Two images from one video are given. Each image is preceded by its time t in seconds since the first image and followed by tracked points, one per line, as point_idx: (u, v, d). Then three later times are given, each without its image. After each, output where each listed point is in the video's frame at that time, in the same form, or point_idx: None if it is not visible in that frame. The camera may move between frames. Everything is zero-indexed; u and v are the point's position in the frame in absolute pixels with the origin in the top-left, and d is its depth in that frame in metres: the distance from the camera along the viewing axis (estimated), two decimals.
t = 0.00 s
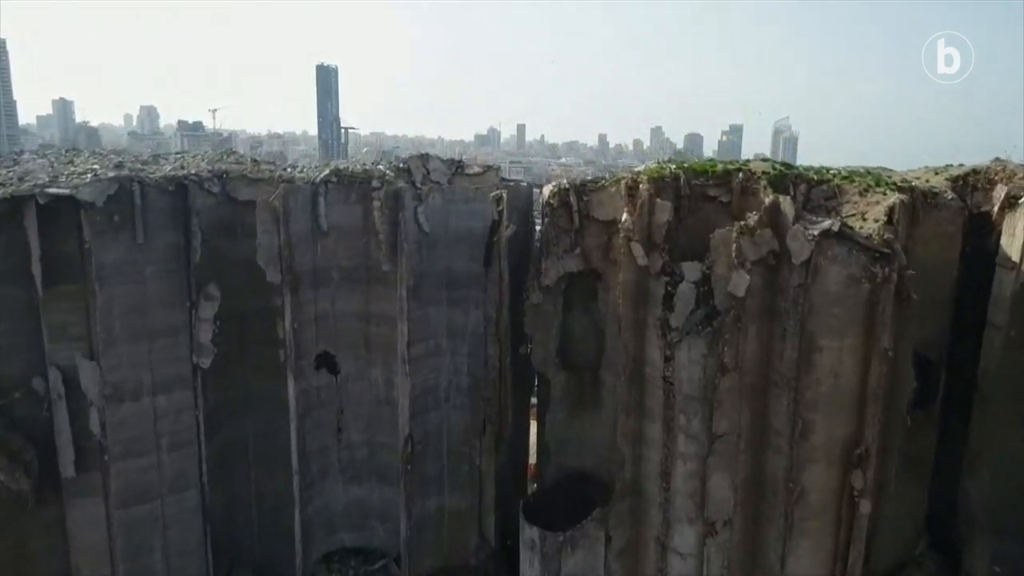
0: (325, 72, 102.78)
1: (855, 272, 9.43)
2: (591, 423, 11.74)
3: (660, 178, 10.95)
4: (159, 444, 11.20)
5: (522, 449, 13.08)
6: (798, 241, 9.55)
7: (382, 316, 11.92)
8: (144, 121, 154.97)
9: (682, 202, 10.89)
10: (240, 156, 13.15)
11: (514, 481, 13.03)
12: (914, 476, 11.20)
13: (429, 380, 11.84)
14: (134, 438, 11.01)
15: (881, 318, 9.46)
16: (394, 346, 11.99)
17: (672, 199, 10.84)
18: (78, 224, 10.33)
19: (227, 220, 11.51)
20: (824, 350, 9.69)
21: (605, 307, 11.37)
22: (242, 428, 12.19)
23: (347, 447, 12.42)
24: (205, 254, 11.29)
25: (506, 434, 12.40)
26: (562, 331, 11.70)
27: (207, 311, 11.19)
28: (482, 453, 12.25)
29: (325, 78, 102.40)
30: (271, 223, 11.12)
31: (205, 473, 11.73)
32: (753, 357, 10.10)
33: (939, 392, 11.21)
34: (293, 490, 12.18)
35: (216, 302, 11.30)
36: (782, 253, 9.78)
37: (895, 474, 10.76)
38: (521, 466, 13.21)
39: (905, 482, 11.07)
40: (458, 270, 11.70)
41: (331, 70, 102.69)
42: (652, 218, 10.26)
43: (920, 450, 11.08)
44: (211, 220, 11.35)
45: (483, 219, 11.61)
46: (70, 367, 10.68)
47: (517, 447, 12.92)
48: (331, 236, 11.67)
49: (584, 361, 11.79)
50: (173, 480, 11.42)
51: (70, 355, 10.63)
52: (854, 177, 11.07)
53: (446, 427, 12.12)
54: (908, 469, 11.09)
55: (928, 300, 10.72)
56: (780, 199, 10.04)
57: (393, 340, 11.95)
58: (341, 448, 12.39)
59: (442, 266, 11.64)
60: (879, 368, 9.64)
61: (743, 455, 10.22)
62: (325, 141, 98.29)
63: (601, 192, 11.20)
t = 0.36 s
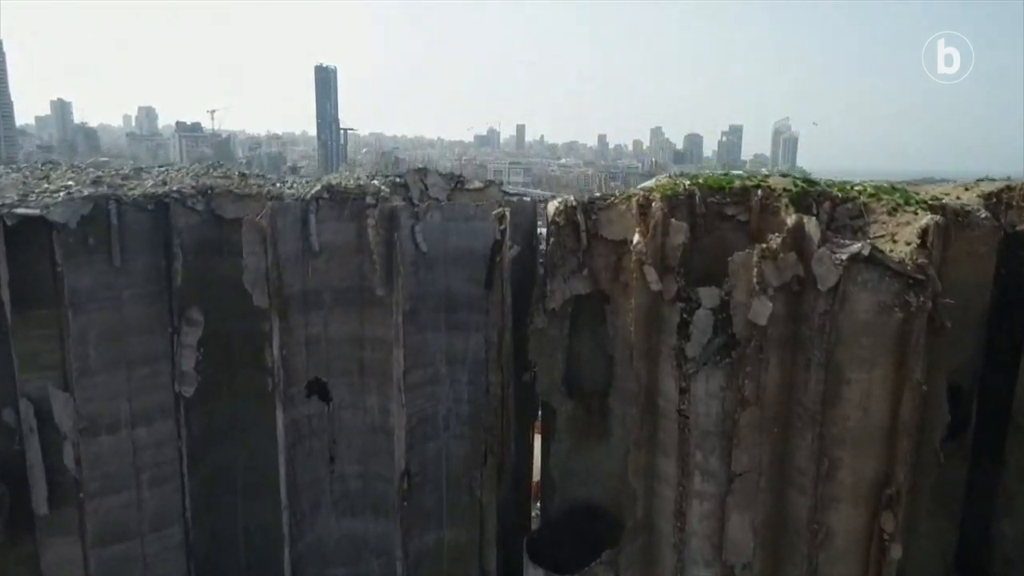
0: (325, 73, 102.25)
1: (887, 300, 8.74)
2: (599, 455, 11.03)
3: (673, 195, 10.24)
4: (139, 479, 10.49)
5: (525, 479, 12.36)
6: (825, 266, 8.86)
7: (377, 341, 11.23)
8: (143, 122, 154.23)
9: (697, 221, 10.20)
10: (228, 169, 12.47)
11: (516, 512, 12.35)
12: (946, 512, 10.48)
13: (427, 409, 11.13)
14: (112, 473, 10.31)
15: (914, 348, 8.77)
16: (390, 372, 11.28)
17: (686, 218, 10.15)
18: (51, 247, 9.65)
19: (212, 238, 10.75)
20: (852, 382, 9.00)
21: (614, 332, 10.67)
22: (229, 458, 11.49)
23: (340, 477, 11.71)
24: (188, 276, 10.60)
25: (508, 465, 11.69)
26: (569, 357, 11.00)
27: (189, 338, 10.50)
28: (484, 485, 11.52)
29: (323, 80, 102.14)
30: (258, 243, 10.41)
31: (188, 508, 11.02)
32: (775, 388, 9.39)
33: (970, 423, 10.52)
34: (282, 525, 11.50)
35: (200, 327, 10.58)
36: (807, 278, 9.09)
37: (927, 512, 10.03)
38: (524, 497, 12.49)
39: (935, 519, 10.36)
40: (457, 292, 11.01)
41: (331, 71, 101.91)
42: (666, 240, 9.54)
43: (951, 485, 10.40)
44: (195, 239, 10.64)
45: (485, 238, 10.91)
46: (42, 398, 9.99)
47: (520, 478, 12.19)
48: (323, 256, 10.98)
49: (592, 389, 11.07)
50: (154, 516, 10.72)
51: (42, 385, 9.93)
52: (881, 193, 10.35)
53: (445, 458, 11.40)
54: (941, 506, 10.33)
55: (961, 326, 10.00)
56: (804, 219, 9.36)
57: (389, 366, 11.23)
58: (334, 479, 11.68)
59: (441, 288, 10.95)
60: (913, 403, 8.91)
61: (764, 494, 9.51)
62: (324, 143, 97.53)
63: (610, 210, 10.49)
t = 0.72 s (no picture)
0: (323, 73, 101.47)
1: (923, 332, 8.06)
2: (608, 491, 10.33)
3: (689, 215, 9.55)
4: (116, 520, 9.79)
5: (528, 512, 11.66)
6: (855, 295, 8.19)
7: (371, 368, 10.53)
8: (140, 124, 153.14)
9: (714, 243, 9.52)
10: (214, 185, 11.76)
11: (519, 546, 11.64)
12: (980, 553, 9.79)
13: (425, 441, 10.43)
14: (86, 514, 9.61)
15: (952, 385, 8.09)
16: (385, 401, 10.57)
17: (701, 239, 9.48)
18: (19, 273, 8.95)
19: (194, 261, 10.11)
20: (884, 420, 8.32)
21: (624, 360, 10.00)
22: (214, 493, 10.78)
23: (333, 512, 11.00)
24: (168, 301, 9.89)
25: (511, 499, 10.99)
26: (576, 386, 10.29)
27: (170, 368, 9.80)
28: (485, 520, 10.82)
29: (321, 82, 101.43)
30: (244, 267, 9.71)
31: (170, 548, 10.32)
32: (800, 425, 8.70)
33: (1005, 457, 9.83)
34: (269, 564, 10.80)
35: (182, 356, 9.94)
36: (835, 307, 8.43)
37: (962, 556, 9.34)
38: (528, 530, 11.79)
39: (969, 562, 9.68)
40: (457, 317, 10.32)
41: (329, 72, 101.10)
42: (682, 265, 8.86)
43: (985, 524, 9.71)
44: (176, 261, 9.94)
45: (486, 260, 10.21)
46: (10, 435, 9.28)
47: (523, 511, 11.50)
48: (314, 278, 10.27)
49: (600, 419, 10.39)
50: (132, 558, 10.01)
51: (11, 421, 9.23)
52: (911, 212, 9.66)
53: (444, 493, 10.70)
54: (974, 546, 9.66)
55: (998, 355, 9.31)
56: (831, 243, 8.68)
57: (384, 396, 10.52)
58: (326, 514, 10.96)
59: (439, 312, 10.26)
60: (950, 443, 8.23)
61: (787, 538, 8.83)
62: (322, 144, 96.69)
63: (621, 230, 9.80)
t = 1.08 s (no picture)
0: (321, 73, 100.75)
1: (965, 371, 7.37)
2: (619, 531, 9.65)
3: (707, 239, 8.85)
4: (90, 565, 9.10)
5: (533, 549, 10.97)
6: (890, 330, 7.52)
7: (365, 399, 9.85)
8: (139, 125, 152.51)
9: (732, 269, 8.89)
10: (199, 202, 11.12)
11: None
12: None
13: (422, 478, 9.75)
14: (57, 561, 8.91)
15: (996, 428, 7.39)
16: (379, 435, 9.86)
17: (719, 265, 8.81)
18: None
19: (175, 286, 9.48)
20: (921, 465, 7.63)
21: (635, 392, 9.34)
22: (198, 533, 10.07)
23: (325, 552, 10.30)
24: (147, 329, 9.20)
25: (514, 537, 10.30)
26: (583, 419, 9.61)
27: (148, 402, 9.10)
28: (487, 561, 10.14)
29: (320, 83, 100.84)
30: (227, 294, 9.02)
31: None
32: (828, 467, 8.04)
33: None
34: None
35: (161, 390, 9.21)
36: (867, 342, 7.75)
37: None
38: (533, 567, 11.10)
39: None
40: (456, 345, 9.66)
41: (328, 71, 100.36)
42: (699, 295, 8.20)
43: None
44: (155, 287, 9.27)
45: (488, 285, 9.53)
46: None
47: (528, 548, 10.81)
48: (303, 304, 9.61)
49: (610, 454, 9.71)
50: None
51: None
52: (944, 234, 9.00)
53: (442, 532, 10.02)
54: None
55: None
56: (862, 271, 7.99)
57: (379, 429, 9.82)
58: (318, 553, 10.26)
59: (437, 340, 9.61)
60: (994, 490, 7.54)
61: None
62: (321, 146, 96.04)
63: (632, 254, 9.15)
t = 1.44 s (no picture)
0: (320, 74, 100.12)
1: (1012, 416, 6.67)
2: None
3: (727, 266, 8.20)
4: None
5: None
6: (929, 371, 6.84)
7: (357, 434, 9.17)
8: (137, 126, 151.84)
9: (755, 298, 8.25)
10: (182, 220, 10.50)
11: None
12: None
13: (419, 518, 9.10)
14: None
15: None
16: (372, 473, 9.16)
17: (740, 295, 8.17)
18: None
19: (153, 315, 8.90)
20: (965, 519, 6.89)
21: (649, 429, 8.69)
22: None
23: None
24: (122, 363, 8.52)
25: None
26: (593, 457, 8.93)
27: (123, 441, 8.41)
28: None
29: (320, 83, 100.15)
30: (207, 325, 8.26)
31: None
32: (860, 516, 7.45)
33: None
34: None
35: (138, 428, 8.54)
36: (905, 384, 7.14)
37: None
38: None
39: None
40: (455, 377, 9.03)
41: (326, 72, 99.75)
42: (720, 329, 7.53)
43: None
44: (131, 316, 8.64)
45: (490, 313, 8.87)
46: None
47: None
48: (291, 334, 8.96)
49: (620, 493, 9.07)
50: None
51: None
52: (982, 260, 8.38)
53: None
54: None
55: None
56: (899, 304, 7.35)
57: (372, 467, 9.11)
58: None
59: (434, 372, 8.98)
60: None
61: None
62: (319, 147, 95.34)
63: (646, 281, 8.51)
